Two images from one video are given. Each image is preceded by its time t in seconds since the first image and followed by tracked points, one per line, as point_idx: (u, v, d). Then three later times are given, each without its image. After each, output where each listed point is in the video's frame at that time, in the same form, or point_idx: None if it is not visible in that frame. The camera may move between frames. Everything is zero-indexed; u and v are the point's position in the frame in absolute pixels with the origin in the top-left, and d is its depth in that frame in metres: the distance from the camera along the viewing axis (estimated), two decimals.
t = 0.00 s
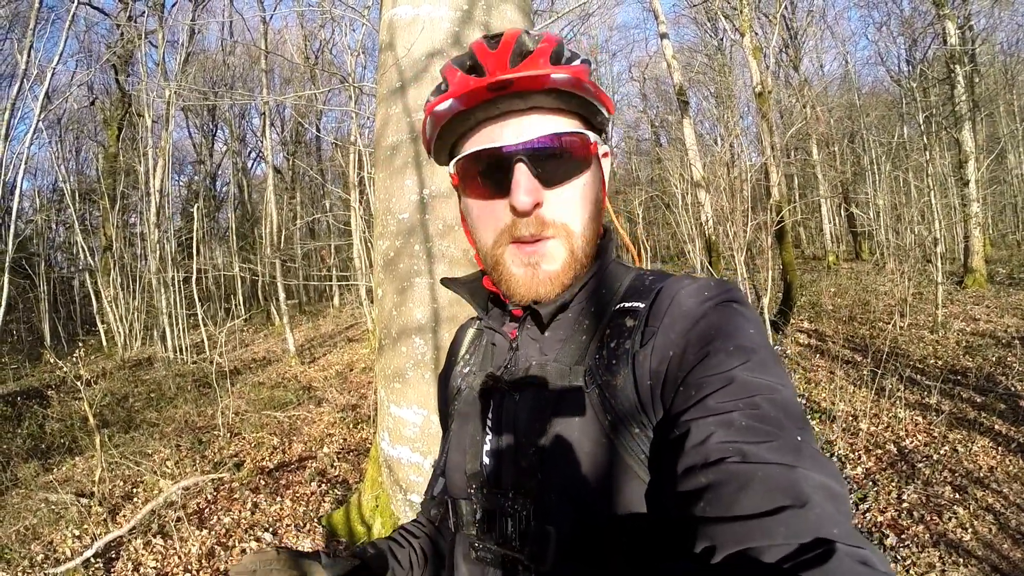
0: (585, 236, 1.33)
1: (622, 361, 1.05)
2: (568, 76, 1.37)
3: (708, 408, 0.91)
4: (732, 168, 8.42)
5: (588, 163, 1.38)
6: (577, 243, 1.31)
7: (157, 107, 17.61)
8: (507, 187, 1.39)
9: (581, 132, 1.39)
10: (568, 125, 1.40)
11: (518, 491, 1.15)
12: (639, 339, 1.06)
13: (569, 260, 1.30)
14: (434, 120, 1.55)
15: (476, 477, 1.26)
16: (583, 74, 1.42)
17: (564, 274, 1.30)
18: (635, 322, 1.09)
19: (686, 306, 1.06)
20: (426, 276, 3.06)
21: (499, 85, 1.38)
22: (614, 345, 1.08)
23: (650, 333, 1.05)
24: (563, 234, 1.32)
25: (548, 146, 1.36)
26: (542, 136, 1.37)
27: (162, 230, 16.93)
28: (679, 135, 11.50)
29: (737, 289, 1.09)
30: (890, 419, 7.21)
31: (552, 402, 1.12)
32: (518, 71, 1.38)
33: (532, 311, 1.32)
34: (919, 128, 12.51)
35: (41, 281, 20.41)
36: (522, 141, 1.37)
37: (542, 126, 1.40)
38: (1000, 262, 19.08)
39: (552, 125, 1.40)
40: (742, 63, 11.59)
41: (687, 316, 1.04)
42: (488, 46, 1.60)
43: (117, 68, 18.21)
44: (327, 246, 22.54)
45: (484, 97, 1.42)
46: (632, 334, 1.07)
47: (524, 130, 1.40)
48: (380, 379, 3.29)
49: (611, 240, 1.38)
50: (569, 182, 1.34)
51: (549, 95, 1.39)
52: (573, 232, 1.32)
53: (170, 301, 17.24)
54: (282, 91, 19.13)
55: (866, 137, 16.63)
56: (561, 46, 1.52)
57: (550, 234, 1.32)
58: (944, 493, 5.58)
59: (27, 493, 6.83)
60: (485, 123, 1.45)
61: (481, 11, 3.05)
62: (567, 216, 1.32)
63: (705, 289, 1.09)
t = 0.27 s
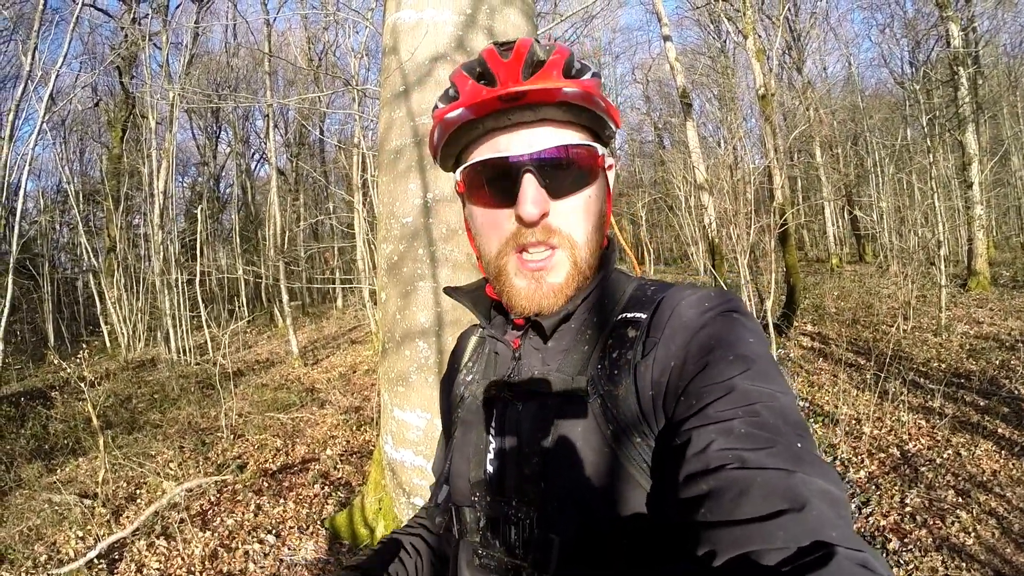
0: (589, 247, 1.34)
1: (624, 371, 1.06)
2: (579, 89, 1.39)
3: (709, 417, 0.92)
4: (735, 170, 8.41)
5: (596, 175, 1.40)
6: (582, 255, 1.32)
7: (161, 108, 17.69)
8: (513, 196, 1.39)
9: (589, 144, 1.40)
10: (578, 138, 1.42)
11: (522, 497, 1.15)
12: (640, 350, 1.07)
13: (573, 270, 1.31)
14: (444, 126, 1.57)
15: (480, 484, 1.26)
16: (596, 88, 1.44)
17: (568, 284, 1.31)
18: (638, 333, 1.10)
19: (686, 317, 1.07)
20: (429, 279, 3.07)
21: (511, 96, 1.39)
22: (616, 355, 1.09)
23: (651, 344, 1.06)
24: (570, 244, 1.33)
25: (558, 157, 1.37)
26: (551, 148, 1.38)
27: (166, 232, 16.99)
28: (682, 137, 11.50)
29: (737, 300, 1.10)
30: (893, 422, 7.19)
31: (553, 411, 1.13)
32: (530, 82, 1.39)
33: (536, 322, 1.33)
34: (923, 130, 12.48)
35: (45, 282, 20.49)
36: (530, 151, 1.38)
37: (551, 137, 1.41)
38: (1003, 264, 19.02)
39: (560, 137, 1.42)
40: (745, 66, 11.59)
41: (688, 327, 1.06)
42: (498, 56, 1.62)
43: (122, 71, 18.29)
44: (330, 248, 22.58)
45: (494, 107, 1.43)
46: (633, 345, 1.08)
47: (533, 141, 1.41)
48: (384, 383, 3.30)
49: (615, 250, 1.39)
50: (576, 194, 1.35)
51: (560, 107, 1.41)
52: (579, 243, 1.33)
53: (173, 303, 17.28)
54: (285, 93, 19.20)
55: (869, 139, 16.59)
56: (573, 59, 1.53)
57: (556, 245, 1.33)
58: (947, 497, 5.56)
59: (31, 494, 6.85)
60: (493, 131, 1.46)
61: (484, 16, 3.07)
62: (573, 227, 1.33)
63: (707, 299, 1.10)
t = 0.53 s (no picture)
0: (578, 240, 1.34)
1: (627, 360, 1.06)
2: (552, 81, 1.37)
3: (710, 405, 0.93)
4: (740, 168, 8.37)
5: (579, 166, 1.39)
6: (570, 246, 1.33)
7: (165, 105, 17.73)
8: (498, 194, 1.41)
9: (570, 136, 1.38)
10: (559, 129, 1.40)
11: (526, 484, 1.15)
12: (642, 340, 1.08)
13: (561, 263, 1.32)
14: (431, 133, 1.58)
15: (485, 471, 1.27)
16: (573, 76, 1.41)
17: (558, 277, 1.31)
18: (640, 323, 1.11)
19: (688, 307, 1.08)
20: (435, 274, 3.08)
21: (483, 97, 1.40)
22: (620, 344, 1.09)
23: (654, 334, 1.07)
24: (556, 237, 1.33)
25: (537, 153, 1.37)
26: (531, 144, 1.38)
27: (171, 229, 17.05)
28: (687, 133, 11.46)
29: (738, 291, 1.11)
30: (897, 419, 7.18)
31: (557, 399, 1.13)
32: (501, 80, 1.38)
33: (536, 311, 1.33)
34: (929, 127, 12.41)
35: (52, 279, 20.60)
36: (508, 149, 1.38)
37: (531, 132, 1.40)
38: (1010, 261, 18.91)
39: (541, 130, 1.40)
40: (750, 62, 11.53)
41: (690, 317, 1.06)
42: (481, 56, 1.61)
43: (126, 68, 18.32)
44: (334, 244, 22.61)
45: (469, 109, 1.43)
46: (636, 335, 1.09)
47: (511, 139, 1.41)
48: (389, 377, 3.32)
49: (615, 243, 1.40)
50: (559, 186, 1.36)
51: (533, 101, 1.39)
52: (565, 236, 1.33)
53: (178, 299, 17.35)
54: (289, 90, 19.21)
55: (875, 136, 16.49)
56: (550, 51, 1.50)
57: (543, 238, 1.34)
58: (950, 494, 5.55)
59: (37, 489, 6.90)
60: (474, 133, 1.47)
61: (489, 12, 3.07)
62: (557, 221, 1.34)
63: (709, 290, 1.11)
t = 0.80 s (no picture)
0: (548, 253, 1.34)
1: (626, 353, 1.06)
2: (513, 99, 1.28)
3: (711, 399, 0.92)
4: (740, 167, 8.36)
5: (553, 178, 1.34)
6: (538, 260, 1.34)
7: (165, 106, 17.75)
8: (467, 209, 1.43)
9: (538, 151, 1.32)
10: (528, 144, 1.34)
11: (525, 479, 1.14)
12: (641, 332, 1.07)
13: (532, 274, 1.35)
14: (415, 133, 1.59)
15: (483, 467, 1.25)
16: (545, 84, 1.31)
17: (529, 288, 1.35)
18: (638, 315, 1.10)
19: (688, 298, 1.06)
20: (435, 273, 3.08)
21: (443, 120, 1.36)
22: (619, 337, 1.10)
23: (653, 326, 1.06)
24: (522, 253, 1.35)
25: (501, 174, 1.34)
26: (495, 163, 1.35)
27: (171, 229, 17.05)
28: (687, 133, 11.46)
29: (736, 283, 1.10)
30: (898, 418, 7.17)
31: (557, 395, 1.13)
32: (458, 103, 1.33)
33: (533, 307, 1.31)
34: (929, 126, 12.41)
35: (52, 279, 20.60)
36: (472, 171, 1.36)
37: (497, 150, 1.36)
38: (1010, 261, 18.90)
39: (508, 148, 1.35)
40: (750, 61, 11.52)
41: (690, 307, 1.04)
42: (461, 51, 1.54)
43: (126, 68, 18.32)
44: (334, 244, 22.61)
45: (435, 129, 1.40)
46: (634, 328, 1.09)
47: (478, 159, 1.38)
48: (388, 376, 3.32)
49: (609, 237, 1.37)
50: (528, 203, 1.34)
51: (495, 119, 1.32)
52: (532, 251, 1.35)
53: (178, 300, 17.35)
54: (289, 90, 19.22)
55: (875, 136, 16.49)
56: (522, 52, 1.38)
57: (509, 254, 1.37)
58: (951, 493, 5.54)
59: (37, 489, 6.89)
60: (446, 148, 1.45)
61: (489, 9, 3.06)
62: (524, 237, 1.35)
63: (709, 280, 1.09)
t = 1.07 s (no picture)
0: (560, 238, 1.33)
1: (626, 347, 1.07)
2: (521, 80, 1.30)
3: (712, 393, 0.91)
4: (741, 167, 8.35)
5: (562, 161, 1.35)
6: (551, 245, 1.32)
7: (167, 107, 17.77)
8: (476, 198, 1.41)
9: (547, 133, 1.33)
10: (534, 127, 1.35)
11: (525, 475, 1.15)
12: (641, 326, 1.08)
13: (545, 262, 1.32)
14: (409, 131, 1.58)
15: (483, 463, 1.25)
16: (548, 68, 1.34)
17: (542, 277, 1.32)
18: (639, 309, 1.11)
19: (688, 292, 1.06)
20: (435, 271, 3.08)
21: (449, 104, 1.36)
22: (618, 332, 1.10)
23: (653, 319, 1.06)
24: (536, 238, 1.33)
25: (512, 156, 1.34)
26: (505, 146, 1.34)
27: (172, 229, 17.07)
28: (688, 134, 11.46)
29: (736, 276, 1.10)
30: (899, 418, 7.17)
31: (556, 390, 1.12)
32: (466, 85, 1.33)
33: (534, 302, 1.31)
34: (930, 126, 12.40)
35: (53, 280, 20.61)
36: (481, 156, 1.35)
37: (505, 135, 1.36)
38: (1011, 261, 18.89)
39: (516, 132, 1.36)
40: (751, 62, 11.51)
41: (691, 301, 1.05)
42: (453, 46, 1.55)
43: (128, 69, 18.34)
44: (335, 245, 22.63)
45: (439, 115, 1.40)
46: (634, 322, 1.09)
47: (486, 143, 1.38)
48: (389, 375, 3.32)
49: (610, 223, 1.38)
50: (540, 185, 1.33)
51: (503, 101, 1.33)
52: (545, 237, 1.33)
53: (179, 300, 17.36)
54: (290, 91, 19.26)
55: (875, 136, 16.48)
56: (521, 40, 1.42)
57: (522, 240, 1.34)
58: (952, 492, 5.54)
59: (37, 489, 6.90)
60: (451, 135, 1.45)
61: (490, 9, 3.07)
62: (537, 223, 1.33)
63: (709, 274, 1.09)
